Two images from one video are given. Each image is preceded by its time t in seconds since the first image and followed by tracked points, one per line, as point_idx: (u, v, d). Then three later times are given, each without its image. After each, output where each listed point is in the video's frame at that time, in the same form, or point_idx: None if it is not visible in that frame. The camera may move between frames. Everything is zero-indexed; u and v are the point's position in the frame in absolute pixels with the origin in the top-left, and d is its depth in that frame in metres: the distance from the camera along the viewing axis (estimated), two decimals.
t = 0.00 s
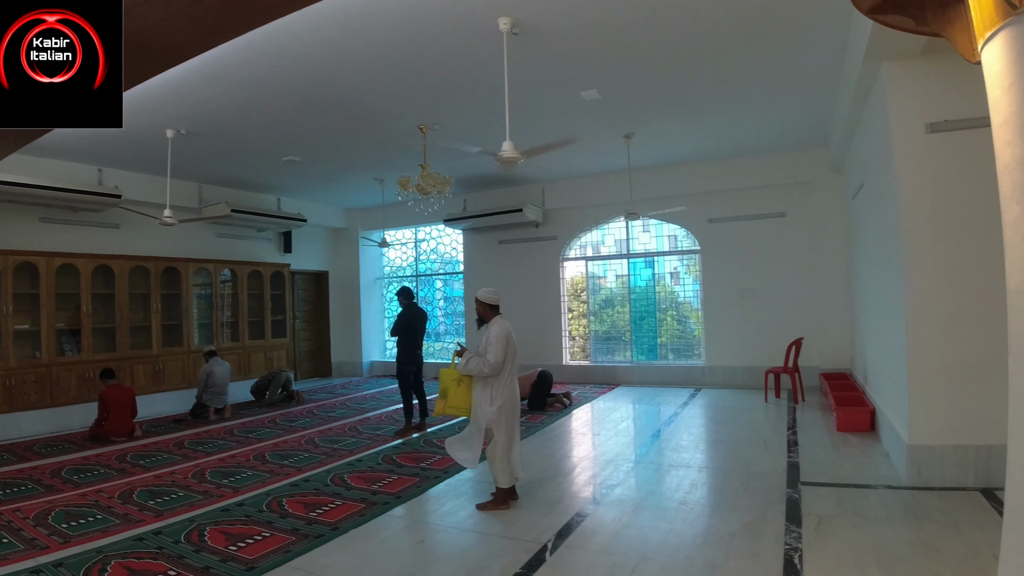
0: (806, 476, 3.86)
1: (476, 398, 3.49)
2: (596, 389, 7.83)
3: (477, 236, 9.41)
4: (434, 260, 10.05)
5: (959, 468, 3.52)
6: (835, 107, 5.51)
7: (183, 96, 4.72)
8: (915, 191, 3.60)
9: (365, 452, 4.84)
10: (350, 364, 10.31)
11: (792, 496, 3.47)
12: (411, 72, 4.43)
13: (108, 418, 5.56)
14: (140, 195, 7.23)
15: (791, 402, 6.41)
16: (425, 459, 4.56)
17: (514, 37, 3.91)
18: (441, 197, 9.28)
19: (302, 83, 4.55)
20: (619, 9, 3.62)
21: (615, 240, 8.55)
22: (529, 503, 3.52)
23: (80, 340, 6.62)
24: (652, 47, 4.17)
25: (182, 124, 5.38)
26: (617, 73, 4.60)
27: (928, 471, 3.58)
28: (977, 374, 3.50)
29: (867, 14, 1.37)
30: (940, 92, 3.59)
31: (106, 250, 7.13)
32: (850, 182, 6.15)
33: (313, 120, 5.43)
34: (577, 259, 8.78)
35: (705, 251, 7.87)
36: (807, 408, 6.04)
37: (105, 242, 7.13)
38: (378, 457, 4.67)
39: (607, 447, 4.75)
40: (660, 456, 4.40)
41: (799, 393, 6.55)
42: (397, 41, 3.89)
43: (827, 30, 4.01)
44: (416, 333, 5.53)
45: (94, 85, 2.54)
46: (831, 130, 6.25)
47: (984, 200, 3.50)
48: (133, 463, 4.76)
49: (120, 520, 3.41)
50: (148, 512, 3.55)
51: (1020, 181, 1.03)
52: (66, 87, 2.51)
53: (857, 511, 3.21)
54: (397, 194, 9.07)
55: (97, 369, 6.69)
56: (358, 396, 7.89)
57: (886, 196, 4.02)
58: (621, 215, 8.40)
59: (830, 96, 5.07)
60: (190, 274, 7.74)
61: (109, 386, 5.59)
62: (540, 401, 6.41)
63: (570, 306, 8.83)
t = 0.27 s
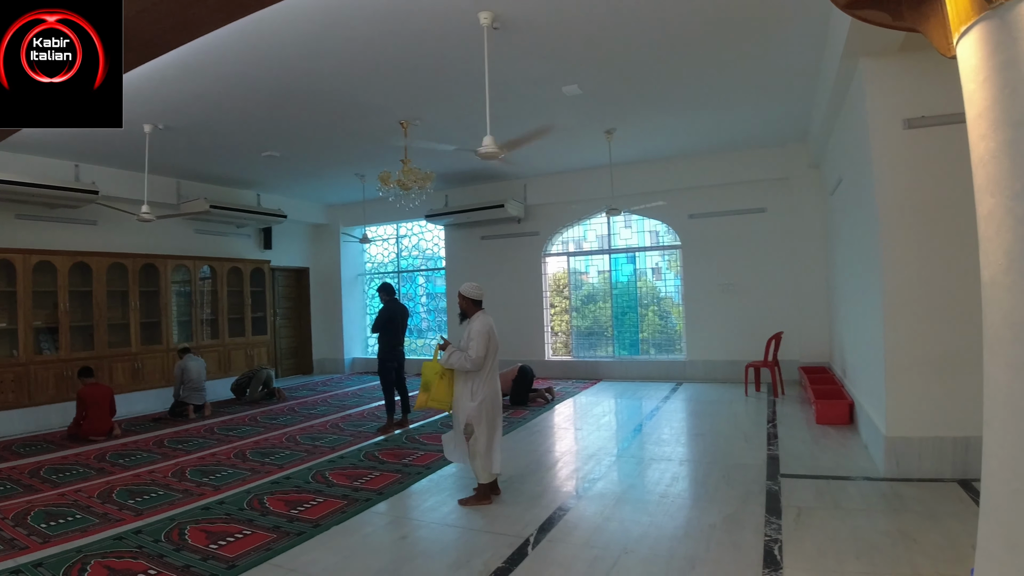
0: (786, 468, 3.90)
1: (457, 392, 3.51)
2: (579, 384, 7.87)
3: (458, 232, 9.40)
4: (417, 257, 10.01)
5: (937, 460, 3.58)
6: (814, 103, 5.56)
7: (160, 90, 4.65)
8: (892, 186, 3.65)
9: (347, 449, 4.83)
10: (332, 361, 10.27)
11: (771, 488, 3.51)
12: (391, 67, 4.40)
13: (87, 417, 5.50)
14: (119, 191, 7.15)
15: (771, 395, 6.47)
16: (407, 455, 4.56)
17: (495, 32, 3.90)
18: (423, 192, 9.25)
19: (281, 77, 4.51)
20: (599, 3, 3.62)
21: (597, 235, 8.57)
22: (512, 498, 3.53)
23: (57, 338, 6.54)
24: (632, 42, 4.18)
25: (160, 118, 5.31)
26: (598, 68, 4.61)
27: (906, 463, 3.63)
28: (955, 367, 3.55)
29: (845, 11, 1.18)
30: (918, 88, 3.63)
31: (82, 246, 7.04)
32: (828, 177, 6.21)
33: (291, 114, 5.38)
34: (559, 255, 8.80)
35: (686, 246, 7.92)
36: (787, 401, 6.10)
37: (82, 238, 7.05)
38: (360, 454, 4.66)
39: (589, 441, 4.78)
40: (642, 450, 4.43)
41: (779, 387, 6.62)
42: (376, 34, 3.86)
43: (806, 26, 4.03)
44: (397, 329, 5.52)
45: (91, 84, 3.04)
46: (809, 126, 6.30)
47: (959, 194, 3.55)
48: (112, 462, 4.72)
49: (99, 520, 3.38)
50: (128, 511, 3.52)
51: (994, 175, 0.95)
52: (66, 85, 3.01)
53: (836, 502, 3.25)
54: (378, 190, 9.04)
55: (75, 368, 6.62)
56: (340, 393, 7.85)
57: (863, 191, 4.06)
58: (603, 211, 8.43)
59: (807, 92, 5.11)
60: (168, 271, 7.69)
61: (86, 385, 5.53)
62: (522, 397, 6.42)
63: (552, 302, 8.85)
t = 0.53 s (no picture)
0: (763, 462, 3.94)
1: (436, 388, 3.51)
2: (558, 381, 7.89)
3: (438, 229, 9.38)
4: (396, 254, 9.99)
5: (912, 453, 3.62)
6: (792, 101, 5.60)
7: (132, 84, 4.57)
8: (868, 183, 3.69)
9: (326, 447, 4.81)
10: (310, 360, 10.21)
11: (748, 482, 3.54)
12: (370, 62, 4.37)
13: (62, 417, 5.44)
14: (94, 188, 7.05)
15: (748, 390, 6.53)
16: (386, 453, 4.55)
17: (474, 27, 3.89)
18: (401, 189, 9.20)
19: (258, 72, 4.46)
20: None
21: (577, 232, 8.59)
22: (492, 494, 3.54)
23: (31, 338, 6.45)
24: (609, 39, 4.18)
25: (133, 113, 5.22)
26: (578, 65, 4.62)
27: (881, 455, 3.68)
28: (930, 361, 3.60)
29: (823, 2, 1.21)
30: (893, 86, 3.67)
31: (55, 243, 6.94)
32: (805, 174, 6.27)
33: (268, 109, 5.32)
34: (538, 252, 8.81)
35: (664, 242, 7.96)
36: (764, 396, 6.16)
37: (56, 235, 6.96)
38: (339, 452, 4.64)
39: (569, 437, 4.79)
40: (622, 445, 4.46)
41: (756, 382, 6.69)
42: (353, 29, 3.84)
43: (783, 23, 4.06)
44: (376, 326, 5.50)
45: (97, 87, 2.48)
46: (786, 123, 6.37)
47: (934, 191, 3.59)
48: (88, 462, 4.67)
49: (76, 521, 3.34)
50: (105, 512, 3.49)
51: (964, 169, 1.06)
52: (66, 87, 2.40)
53: (813, 495, 3.29)
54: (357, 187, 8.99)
55: (49, 367, 6.52)
56: (319, 391, 7.82)
57: (839, 187, 4.10)
58: (582, 208, 8.44)
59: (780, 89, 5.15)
60: (144, 269, 7.60)
61: (61, 385, 5.47)
62: (501, 394, 6.43)
63: (532, 299, 8.86)
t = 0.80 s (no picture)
0: (738, 458, 3.97)
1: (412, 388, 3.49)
2: (535, 379, 7.91)
3: (413, 228, 9.35)
4: (373, 253, 9.95)
5: (884, 448, 3.67)
6: (766, 100, 5.65)
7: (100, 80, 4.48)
8: (840, 182, 3.73)
9: (301, 448, 4.78)
10: (285, 360, 10.14)
11: (723, 478, 3.57)
12: (345, 59, 4.34)
13: (34, 422, 5.35)
14: (64, 188, 6.94)
15: (724, 387, 6.59)
16: (363, 454, 4.53)
17: (450, 26, 3.88)
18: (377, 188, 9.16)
19: (231, 69, 4.41)
20: None
21: (554, 231, 8.60)
22: (469, 493, 3.53)
23: None
24: (583, 37, 4.18)
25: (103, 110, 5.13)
26: (555, 64, 4.63)
27: (854, 450, 3.73)
28: (901, 356, 3.66)
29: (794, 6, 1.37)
30: (864, 86, 3.72)
31: (24, 243, 6.80)
32: (778, 172, 6.33)
33: (240, 106, 5.26)
34: (515, 251, 8.81)
35: (640, 241, 8.01)
36: (739, 392, 6.22)
37: (28, 235, 6.85)
38: (315, 453, 4.61)
39: (546, 435, 4.81)
40: (599, 443, 4.48)
41: (731, 378, 6.76)
42: (327, 26, 3.81)
43: (756, 23, 4.09)
44: (351, 326, 5.47)
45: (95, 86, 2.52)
46: (760, 123, 6.44)
47: (904, 189, 3.65)
48: (60, 466, 4.60)
49: (48, 526, 3.29)
50: (78, 516, 3.44)
51: (933, 167, 1.16)
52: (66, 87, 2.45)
53: (786, 490, 3.33)
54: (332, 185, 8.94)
55: (19, 370, 6.41)
56: (294, 392, 7.77)
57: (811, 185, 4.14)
58: (559, 206, 8.46)
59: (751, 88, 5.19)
60: (116, 269, 7.49)
61: (32, 389, 5.39)
62: (478, 393, 6.42)
63: (509, 298, 8.86)
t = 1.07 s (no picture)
0: (707, 456, 4.01)
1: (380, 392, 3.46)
2: (507, 380, 7.92)
3: (383, 230, 9.30)
4: (343, 254, 9.89)
5: (850, 444, 3.74)
6: (734, 102, 5.73)
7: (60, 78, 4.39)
8: (806, 183, 3.79)
9: (270, 452, 4.73)
10: (253, 364, 10.02)
11: (692, 476, 3.61)
12: (314, 59, 4.31)
13: None
14: (26, 188, 6.80)
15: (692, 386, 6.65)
16: (333, 457, 4.49)
17: (418, 26, 3.88)
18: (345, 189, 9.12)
19: (197, 68, 4.36)
20: None
21: (525, 232, 8.63)
22: (439, 495, 3.52)
23: None
24: (551, 38, 4.19)
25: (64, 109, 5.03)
26: (525, 65, 4.65)
27: (820, 447, 3.77)
28: (866, 354, 3.73)
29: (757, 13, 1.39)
30: (830, 89, 3.79)
31: None
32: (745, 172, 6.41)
33: (205, 105, 5.19)
34: (486, 252, 8.82)
35: (610, 241, 8.06)
36: (707, 391, 6.29)
37: None
38: (284, 458, 4.56)
39: (518, 436, 4.81)
40: (570, 443, 4.49)
41: (700, 377, 6.83)
42: (293, 25, 3.79)
43: (722, 26, 4.14)
44: (321, 329, 5.43)
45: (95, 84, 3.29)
46: (727, 124, 6.53)
47: (868, 190, 3.72)
48: (22, 474, 4.49)
49: (10, 534, 3.22)
50: (42, 524, 3.37)
51: (892, 171, 1.18)
52: (66, 85, 3.24)
53: (754, 487, 3.37)
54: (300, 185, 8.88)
55: None
56: (263, 396, 7.67)
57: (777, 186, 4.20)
58: (530, 207, 8.48)
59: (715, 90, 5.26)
60: (79, 271, 7.37)
61: None
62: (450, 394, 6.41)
63: (480, 299, 8.86)
